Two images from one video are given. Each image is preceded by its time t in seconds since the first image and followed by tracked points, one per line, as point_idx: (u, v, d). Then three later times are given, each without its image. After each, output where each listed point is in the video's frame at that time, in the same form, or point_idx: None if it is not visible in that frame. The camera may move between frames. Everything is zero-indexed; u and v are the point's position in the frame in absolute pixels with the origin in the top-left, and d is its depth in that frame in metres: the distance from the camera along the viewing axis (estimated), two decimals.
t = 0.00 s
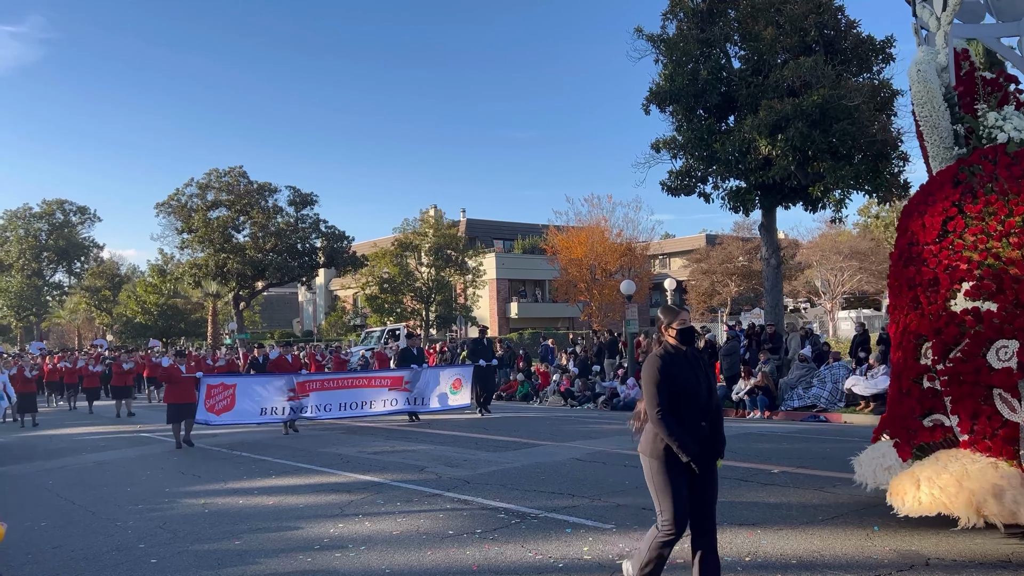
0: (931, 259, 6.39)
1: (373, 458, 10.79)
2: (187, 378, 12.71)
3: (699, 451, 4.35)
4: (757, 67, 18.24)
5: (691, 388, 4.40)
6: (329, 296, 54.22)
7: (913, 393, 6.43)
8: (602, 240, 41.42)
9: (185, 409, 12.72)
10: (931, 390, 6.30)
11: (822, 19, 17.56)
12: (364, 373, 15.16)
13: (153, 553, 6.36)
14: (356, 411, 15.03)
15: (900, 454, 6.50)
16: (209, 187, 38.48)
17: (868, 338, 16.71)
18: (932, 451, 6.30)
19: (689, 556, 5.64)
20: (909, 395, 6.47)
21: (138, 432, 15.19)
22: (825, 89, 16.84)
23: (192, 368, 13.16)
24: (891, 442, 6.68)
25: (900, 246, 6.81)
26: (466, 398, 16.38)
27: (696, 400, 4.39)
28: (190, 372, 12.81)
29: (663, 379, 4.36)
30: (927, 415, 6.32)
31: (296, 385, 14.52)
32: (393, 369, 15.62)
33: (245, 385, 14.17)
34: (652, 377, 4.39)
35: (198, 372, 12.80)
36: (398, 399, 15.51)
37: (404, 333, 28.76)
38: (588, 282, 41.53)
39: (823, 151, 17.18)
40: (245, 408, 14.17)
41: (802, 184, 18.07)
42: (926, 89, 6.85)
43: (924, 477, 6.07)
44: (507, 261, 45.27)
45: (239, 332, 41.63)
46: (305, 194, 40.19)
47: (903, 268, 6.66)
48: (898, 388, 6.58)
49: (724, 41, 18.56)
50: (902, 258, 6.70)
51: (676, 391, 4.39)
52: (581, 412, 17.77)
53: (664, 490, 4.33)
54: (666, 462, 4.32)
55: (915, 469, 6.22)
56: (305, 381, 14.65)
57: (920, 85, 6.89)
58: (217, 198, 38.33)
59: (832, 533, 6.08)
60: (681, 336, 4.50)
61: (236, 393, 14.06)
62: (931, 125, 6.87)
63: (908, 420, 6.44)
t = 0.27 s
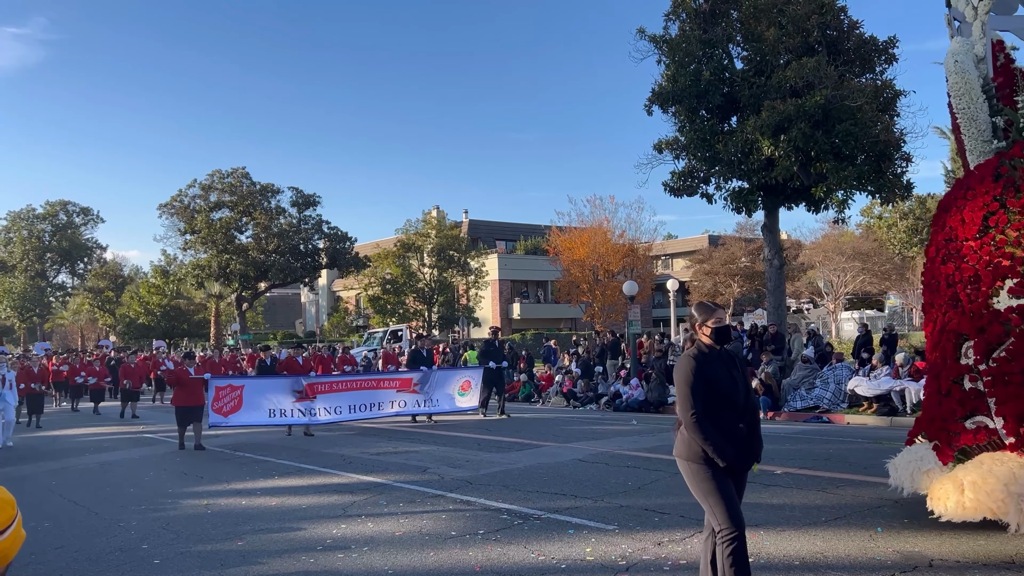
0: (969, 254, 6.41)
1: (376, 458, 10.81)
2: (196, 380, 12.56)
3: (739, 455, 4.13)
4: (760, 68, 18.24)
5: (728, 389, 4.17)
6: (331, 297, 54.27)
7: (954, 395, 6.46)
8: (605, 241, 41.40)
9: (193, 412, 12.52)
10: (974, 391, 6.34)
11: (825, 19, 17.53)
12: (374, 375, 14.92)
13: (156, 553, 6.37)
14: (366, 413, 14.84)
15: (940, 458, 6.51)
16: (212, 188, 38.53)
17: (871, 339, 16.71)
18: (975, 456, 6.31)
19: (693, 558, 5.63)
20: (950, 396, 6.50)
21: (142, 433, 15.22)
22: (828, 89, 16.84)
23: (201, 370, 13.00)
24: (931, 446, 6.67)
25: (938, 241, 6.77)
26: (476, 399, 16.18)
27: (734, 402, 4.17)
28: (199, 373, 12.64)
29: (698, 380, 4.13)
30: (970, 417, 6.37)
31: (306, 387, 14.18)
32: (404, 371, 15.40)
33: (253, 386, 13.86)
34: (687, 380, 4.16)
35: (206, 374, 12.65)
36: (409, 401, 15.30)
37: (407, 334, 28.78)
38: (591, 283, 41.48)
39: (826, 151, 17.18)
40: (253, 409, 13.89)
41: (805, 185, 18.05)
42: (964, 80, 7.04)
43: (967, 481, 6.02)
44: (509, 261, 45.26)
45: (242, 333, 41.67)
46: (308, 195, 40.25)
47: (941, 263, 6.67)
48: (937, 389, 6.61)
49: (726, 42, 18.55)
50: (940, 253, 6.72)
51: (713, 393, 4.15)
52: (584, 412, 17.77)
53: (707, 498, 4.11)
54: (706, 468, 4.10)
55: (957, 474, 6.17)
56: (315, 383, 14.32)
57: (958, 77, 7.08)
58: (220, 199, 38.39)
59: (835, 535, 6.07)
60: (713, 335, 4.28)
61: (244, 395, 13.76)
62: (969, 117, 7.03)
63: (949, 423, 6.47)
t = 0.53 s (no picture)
0: (1012, 251, 6.25)
1: (378, 459, 10.84)
2: (204, 380, 12.48)
3: (784, 467, 3.93)
4: (763, 68, 18.23)
5: (775, 398, 3.96)
6: (334, 298, 54.33)
7: (997, 396, 6.35)
8: (607, 242, 41.38)
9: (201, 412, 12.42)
10: (1018, 393, 6.23)
11: (828, 20, 17.51)
12: (383, 375, 14.93)
13: (159, 554, 6.38)
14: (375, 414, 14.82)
15: (984, 461, 6.38)
16: (214, 189, 38.55)
17: (874, 339, 16.70)
18: (1019, 458, 6.18)
19: (695, 558, 5.63)
20: (991, 397, 6.40)
21: (145, 434, 15.24)
22: (830, 90, 16.83)
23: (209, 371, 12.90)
24: (974, 448, 6.52)
25: (977, 237, 6.62)
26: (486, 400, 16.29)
27: (780, 410, 3.96)
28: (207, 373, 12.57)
29: (743, 386, 3.93)
30: (1013, 419, 6.25)
31: (314, 387, 14.10)
32: (411, 371, 15.43)
33: (262, 386, 13.68)
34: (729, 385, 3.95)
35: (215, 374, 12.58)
36: (418, 401, 15.32)
37: (409, 334, 28.81)
38: (593, 283, 41.48)
39: (829, 152, 17.19)
40: (262, 410, 13.71)
41: (808, 185, 18.03)
42: (1004, 72, 7.17)
43: (1018, 488, 5.88)
44: (512, 262, 45.25)
45: (244, 334, 41.71)
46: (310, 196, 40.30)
47: (977, 261, 6.53)
48: (978, 390, 6.50)
49: (729, 42, 18.55)
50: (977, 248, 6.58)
51: (759, 400, 3.94)
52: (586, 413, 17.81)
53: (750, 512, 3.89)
54: (752, 480, 3.88)
55: (1005, 480, 6.04)
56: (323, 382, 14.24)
57: (999, 68, 7.21)
58: (222, 200, 38.42)
59: (837, 535, 6.07)
60: (754, 339, 4.11)
61: (253, 395, 13.56)
62: (1009, 108, 7.08)
63: (992, 425, 6.35)
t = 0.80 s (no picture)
0: None
1: (381, 459, 10.86)
2: (210, 381, 12.37)
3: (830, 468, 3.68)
4: (765, 68, 18.20)
5: (821, 394, 3.71)
6: (336, 299, 54.40)
7: None
8: (609, 242, 41.35)
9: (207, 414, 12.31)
10: None
11: (830, 20, 17.52)
12: (395, 377, 14.64)
13: (162, 554, 6.39)
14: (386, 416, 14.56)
15: None
16: (217, 190, 38.61)
17: (878, 339, 16.64)
18: None
19: (698, 558, 5.64)
20: None
21: (148, 434, 15.26)
22: (833, 90, 16.82)
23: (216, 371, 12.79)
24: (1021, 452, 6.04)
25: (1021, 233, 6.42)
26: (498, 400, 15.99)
27: (826, 408, 3.72)
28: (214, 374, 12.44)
29: (791, 379, 3.65)
30: None
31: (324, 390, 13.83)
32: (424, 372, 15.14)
33: (271, 387, 13.42)
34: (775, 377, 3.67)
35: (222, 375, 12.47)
36: (430, 404, 15.04)
37: (412, 335, 28.86)
38: (595, 284, 41.47)
39: (831, 152, 17.18)
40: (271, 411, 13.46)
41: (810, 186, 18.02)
42: None
43: None
44: (514, 262, 45.28)
45: (247, 335, 41.76)
46: (313, 197, 40.34)
47: None
48: None
49: (731, 42, 18.52)
50: None
51: (806, 395, 3.68)
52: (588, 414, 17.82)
53: (783, 512, 3.63)
54: (789, 475, 3.64)
55: None
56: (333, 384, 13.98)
57: None
58: (225, 201, 38.47)
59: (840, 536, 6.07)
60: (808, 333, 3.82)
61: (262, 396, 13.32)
62: None
63: None
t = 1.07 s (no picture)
0: None
1: (383, 459, 10.86)
2: (217, 381, 12.31)
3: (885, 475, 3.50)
4: (767, 68, 18.16)
5: (879, 401, 3.50)
6: (338, 299, 54.42)
7: None
8: (612, 242, 41.33)
9: (214, 413, 12.23)
10: None
11: (832, 19, 17.51)
12: (403, 377, 14.63)
13: (164, 554, 6.40)
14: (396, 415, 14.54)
15: None
16: (219, 190, 38.66)
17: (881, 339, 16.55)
18: None
19: (700, 558, 5.63)
20: None
21: (150, 434, 15.27)
22: (835, 90, 16.80)
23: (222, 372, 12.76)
24: None
25: None
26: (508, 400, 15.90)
27: (883, 417, 3.53)
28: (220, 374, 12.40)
29: (847, 387, 3.45)
30: None
31: (332, 389, 13.90)
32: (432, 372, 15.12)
33: (279, 388, 13.46)
34: (826, 383, 3.49)
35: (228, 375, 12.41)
36: (438, 403, 15.04)
37: (414, 335, 28.87)
38: (597, 284, 41.46)
39: (834, 152, 17.16)
40: (279, 412, 13.48)
41: (812, 185, 18.00)
42: None
43: None
44: (516, 262, 45.29)
45: (249, 335, 41.78)
46: (315, 197, 40.38)
47: None
48: None
49: (733, 42, 18.50)
50: None
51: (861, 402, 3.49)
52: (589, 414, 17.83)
53: (830, 516, 3.50)
54: (839, 482, 3.49)
55: None
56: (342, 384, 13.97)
57: None
58: (228, 201, 38.52)
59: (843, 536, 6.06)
60: (869, 335, 3.61)
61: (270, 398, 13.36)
62: None
63: None
